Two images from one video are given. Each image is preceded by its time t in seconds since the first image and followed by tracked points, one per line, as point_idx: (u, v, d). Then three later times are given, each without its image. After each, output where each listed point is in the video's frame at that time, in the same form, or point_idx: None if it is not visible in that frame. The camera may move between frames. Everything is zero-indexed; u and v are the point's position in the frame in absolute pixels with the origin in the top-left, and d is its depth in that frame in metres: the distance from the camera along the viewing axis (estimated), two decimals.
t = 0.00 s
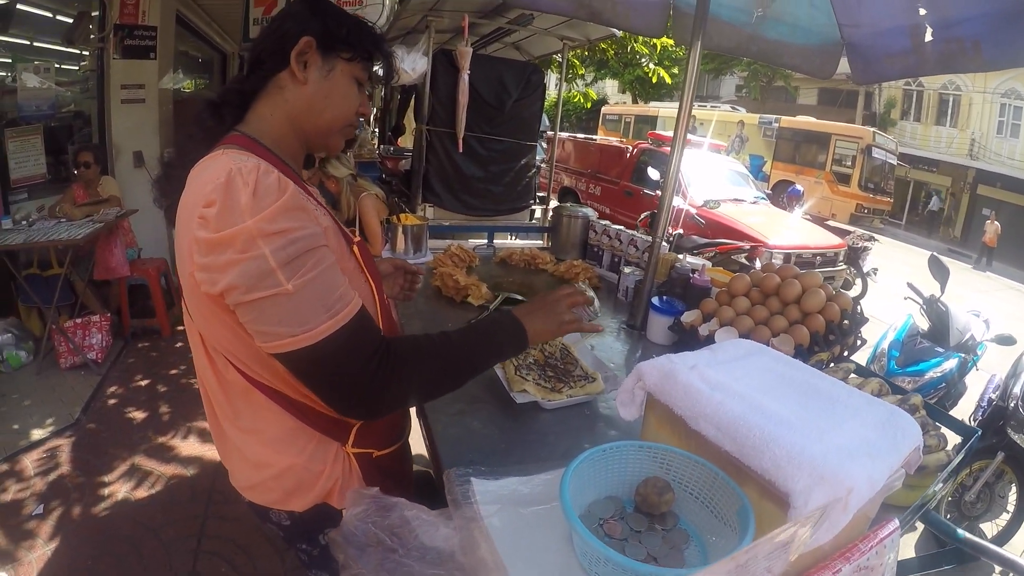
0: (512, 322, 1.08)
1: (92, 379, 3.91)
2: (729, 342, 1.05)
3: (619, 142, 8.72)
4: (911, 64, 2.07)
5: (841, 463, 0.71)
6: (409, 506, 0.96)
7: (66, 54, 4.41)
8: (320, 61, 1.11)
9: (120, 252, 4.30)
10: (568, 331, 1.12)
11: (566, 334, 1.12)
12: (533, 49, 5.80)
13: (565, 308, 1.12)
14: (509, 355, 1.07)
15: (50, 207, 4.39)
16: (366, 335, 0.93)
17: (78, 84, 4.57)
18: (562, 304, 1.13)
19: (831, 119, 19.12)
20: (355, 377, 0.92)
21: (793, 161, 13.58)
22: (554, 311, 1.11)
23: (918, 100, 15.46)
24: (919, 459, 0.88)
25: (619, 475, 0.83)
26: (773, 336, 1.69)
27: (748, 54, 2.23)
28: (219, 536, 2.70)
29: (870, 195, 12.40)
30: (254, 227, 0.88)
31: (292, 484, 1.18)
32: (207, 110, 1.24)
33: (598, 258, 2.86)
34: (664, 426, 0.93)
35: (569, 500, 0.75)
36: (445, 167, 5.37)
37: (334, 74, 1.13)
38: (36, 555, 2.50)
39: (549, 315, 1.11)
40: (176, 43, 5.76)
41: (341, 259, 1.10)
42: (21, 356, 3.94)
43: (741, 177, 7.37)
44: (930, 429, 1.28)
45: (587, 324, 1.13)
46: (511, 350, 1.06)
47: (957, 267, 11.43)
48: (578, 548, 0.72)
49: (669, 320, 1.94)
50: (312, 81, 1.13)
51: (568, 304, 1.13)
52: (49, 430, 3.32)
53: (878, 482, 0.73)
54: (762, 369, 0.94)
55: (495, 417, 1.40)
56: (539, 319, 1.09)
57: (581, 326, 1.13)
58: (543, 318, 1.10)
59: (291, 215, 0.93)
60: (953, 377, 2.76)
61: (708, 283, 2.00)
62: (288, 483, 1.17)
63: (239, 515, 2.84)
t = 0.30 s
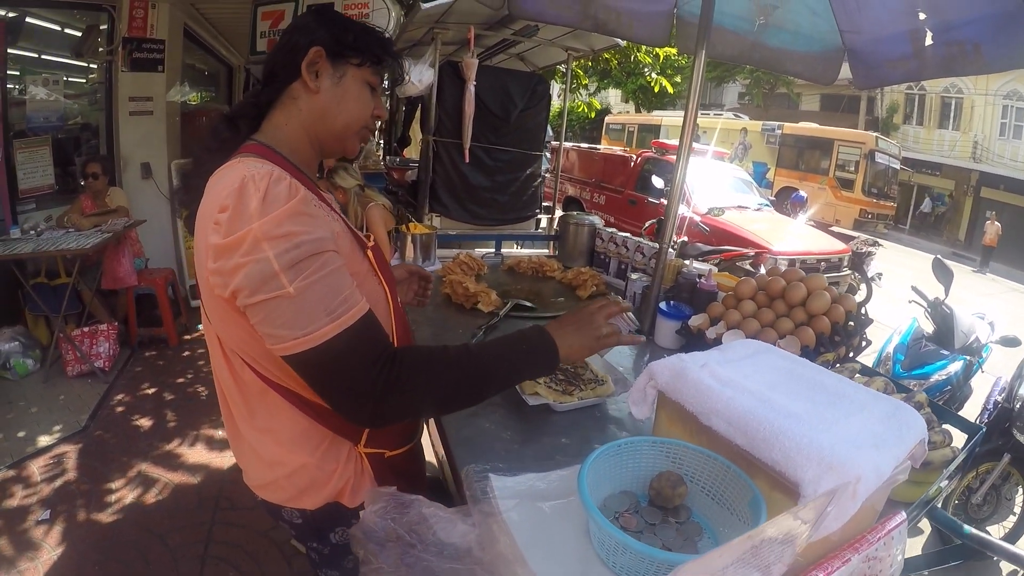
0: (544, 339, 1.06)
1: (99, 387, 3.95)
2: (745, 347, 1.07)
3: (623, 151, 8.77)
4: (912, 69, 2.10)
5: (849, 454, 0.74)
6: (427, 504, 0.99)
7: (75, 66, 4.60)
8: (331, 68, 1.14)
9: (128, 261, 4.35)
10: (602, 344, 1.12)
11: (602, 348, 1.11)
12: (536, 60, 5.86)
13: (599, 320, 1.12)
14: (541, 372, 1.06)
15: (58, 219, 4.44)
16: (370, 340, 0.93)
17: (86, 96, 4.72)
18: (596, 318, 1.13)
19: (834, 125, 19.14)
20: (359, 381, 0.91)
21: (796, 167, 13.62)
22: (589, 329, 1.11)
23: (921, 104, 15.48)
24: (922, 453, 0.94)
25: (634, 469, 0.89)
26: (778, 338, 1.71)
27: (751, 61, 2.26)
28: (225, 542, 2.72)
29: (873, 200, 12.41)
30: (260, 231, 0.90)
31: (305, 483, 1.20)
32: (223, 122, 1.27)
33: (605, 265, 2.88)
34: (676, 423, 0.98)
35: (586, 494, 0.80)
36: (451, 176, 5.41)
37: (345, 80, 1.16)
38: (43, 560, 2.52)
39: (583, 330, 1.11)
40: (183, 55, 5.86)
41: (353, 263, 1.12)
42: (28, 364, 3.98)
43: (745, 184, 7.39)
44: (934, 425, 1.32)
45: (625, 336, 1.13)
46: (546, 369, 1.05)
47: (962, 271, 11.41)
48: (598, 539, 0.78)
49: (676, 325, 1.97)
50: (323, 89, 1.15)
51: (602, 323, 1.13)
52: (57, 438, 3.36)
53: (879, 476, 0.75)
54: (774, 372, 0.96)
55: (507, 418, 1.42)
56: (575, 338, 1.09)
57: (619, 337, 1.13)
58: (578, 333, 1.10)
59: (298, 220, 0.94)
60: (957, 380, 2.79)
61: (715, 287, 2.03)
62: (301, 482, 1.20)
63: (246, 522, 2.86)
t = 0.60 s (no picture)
0: (543, 329, 1.07)
1: (99, 394, 3.95)
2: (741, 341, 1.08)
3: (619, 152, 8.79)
4: (905, 64, 2.11)
5: (845, 442, 0.76)
6: (429, 498, 1.00)
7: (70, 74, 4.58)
8: (324, 71, 1.14)
9: (126, 268, 4.35)
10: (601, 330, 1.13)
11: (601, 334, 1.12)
12: (531, 61, 5.88)
13: (597, 306, 1.12)
14: (541, 362, 1.07)
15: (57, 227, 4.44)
16: (372, 337, 0.93)
17: (82, 104, 4.72)
18: (594, 303, 1.14)
19: (830, 123, 19.20)
20: (362, 378, 0.92)
21: (792, 165, 13.66)
22: (587, 316, 1.11)
23: (915, 100, 15.53)
24: (919, 440, 0.96)
25: (633, 462, 0.90)
26: (775, 333, 1.72)
27: (744, 60, 2.27)
28: (227, 547, 2.73)
29: (869, 196, 12.43)
30: (261, 233, 0.91)
31: (306, 482, 1.20)
32: (221, 127, 1.28)
33: (602, 265, 2.89)
34: (674, 416, 0.99)
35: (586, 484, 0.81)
36: (448, 179, 5.42)
37: (338, 81, 1.16)
38: (44, 567, 2.53)
39: (582, 316, 1.11)
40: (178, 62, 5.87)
41: (353, 264, 1.13)
42: (27, 372, 3.99)
43: (741, 183, 7.42)
44: (931, 415, 1.33)
45: (622, 321, 1.14)
46: (544, 359, 1.05)
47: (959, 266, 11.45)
48: (598, 529, 0.79)
49: (673, 321, 1.97)
50: (317, 92, 1.16)
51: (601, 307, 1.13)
52: (57, 445, 3.37)
53: (876, 461, 0.77)
54: (772, 366, 0.97)
55: (507, 417, 1.43)
56: (573, 324, 1.10)
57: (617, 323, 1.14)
58: (576, 319, 1.10)
59: (298, 222, 0.96)
60: (956, 373, 2.81)
61: (712, 284, 2.04)
62: (303, 482, 1.20)
63: (248, 527, 2.87)
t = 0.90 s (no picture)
0: (548, 335, 1.08)
1: (104, 397, 3.97)
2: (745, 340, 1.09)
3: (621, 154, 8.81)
4: (905, 62, 2.13)
5: (846, 437, 0.77)
6: (436, 494, 1.01)
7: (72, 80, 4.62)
8: (310, 70, 1.13)
9: (130, 272, 4.37)
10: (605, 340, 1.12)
11: (606, 343, 1.12)
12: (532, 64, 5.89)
13: (603, 316, 1.12)
14: (545, 370, 1.07)
15: (60, 231, 4.47)
16: (374, 339, 0.94)
17: (86, 109, 4.76)
18: (600, 313, 1.14)
19: (831, 123, 19.22)
20: (363, 379, 0.93)
21: (794, 165, 13.67)
22: (591, 326, 1.11)
23: (917, 99, 15.54)
24: (921, 436, 0.97)
25: (637, 458, 0.92)
26: (778, 332, 1.73)
27: (744, 61, 2.28)
28: (232, 549, 2.74)
29: (872, 196, 12.43)
30: (265, 235, 0.93)
31: (310, 482, 1.21)
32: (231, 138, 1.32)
33: (606, 266, 2.90)
34: (677, 414, 1.01)
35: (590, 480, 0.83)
36: (450, 182, 5.45)
37: (324, 75, 1.13)
38: (50, 569, 2.55)
39: (587, 325, 1.11)
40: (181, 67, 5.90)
41: (357, 266, 1.14)
42: (32, 376, 4.01)
43: (743, 184, 7.43)
44: (934, 412, 1.37)
45: (629, 330, 1.14)
46: (548, 367, 1.06)
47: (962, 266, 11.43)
48: (602, 524, 0.80)
49: (676, 321, 1.98)
50: (306, 93, 1.15)
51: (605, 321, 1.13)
52: (63, 449, 3.39)
53: (875, 458, 0.77)
54: (774, 366, 0.97)
55: (512, 416, 1.44)
56: (577, 335, 1.10)
57: (623, 332, 1.14)
58: (580, 329, 1.11)
59: (301, 223, 0.97)
60: (960, 372, 2.81)
61: (714, 284, 2.05)
62: (306, 482, 1.21)
63: (253, 529, 2.88)
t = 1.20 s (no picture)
0: (538, 313, 1.10)
1: (105, 392, 3.98)
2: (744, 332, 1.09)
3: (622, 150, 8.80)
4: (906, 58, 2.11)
5: (851, 428, 0.78)
6: (438, 496, 1.05)
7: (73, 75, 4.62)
8: (302, 61, 1.13)
9: (132, 267, 4.37)
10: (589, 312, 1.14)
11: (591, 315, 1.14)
12: (534, 59, 5.86)
13: (585, 289, 1.14)
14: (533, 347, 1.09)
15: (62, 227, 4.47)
16: (379, 331, 0.95)
17: (88, 104, 4.77)
18: (582, 287, 1.16)
19: (833, 120, 19.18)
20: (371, 370, 0.94)
21: (795, 162, 13.64)
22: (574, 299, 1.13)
23: (918, 96, 15.53)
24: (923, 429, 0.97)
25: (640, 450, 0.92)
26: (780, 326, 1.74)
27: (746, 57, 2.29)
28: (234, 543, 2.75)
29: (873, 194, 12.41)
30: (269, 230, 0.92)
31: (310, 473, 1.22)
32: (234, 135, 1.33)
33: (608, 261, 2.90)
34: (680, 406, 1.02)
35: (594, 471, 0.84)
36: (453, 177, 5.44)
37: (318, 64, 1.12)
38: (51, 564, 2.56)
39: (571, 301, 1.14)
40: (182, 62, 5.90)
41: (358, 260, 1.14)
42: (34, 371, 4.02)
43: (744, 180, 7.43)
44: (935, 406, 1.39)
45: (612, 299, 1.16)
46: (538, 343, 1.08)
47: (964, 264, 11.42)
48: (607, 514, 0.81)
49: (679, 315, 1.99)
50: (302, 84, 1.15)
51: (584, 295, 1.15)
52: (64, 443, 3.40)
53: (876, 448, 0.78)
54: (775, 360, 0.97)
55: (515, 409, 1.45)
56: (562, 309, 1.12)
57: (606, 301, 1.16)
58: (565, 305, 1.13)
59: (305, 218, 0.97)
60: (962, 369, 2.80)
61: (717, 279, 2.05)
62: (307, 472, 1.22)
63: (254, 523, 2.89)
